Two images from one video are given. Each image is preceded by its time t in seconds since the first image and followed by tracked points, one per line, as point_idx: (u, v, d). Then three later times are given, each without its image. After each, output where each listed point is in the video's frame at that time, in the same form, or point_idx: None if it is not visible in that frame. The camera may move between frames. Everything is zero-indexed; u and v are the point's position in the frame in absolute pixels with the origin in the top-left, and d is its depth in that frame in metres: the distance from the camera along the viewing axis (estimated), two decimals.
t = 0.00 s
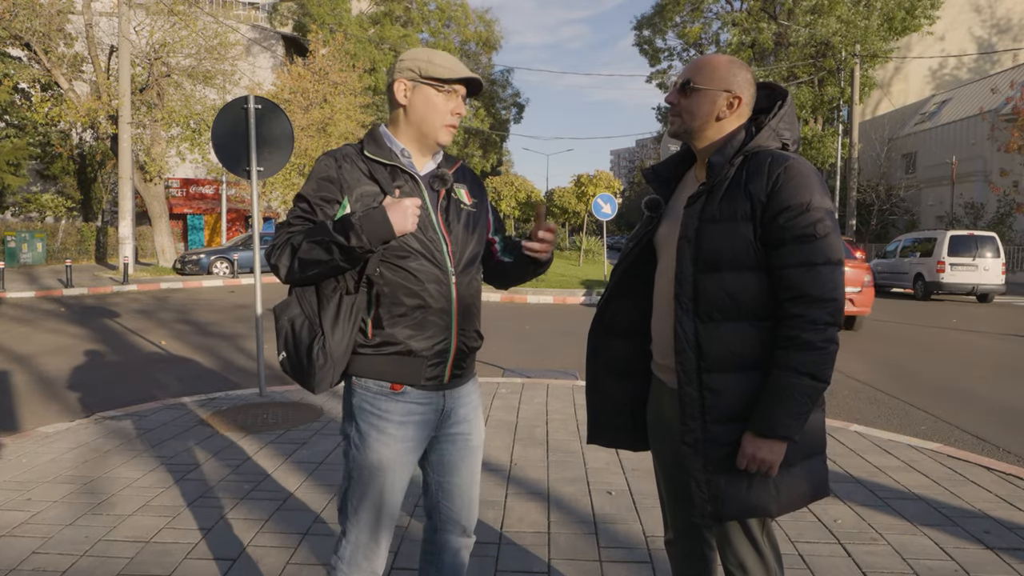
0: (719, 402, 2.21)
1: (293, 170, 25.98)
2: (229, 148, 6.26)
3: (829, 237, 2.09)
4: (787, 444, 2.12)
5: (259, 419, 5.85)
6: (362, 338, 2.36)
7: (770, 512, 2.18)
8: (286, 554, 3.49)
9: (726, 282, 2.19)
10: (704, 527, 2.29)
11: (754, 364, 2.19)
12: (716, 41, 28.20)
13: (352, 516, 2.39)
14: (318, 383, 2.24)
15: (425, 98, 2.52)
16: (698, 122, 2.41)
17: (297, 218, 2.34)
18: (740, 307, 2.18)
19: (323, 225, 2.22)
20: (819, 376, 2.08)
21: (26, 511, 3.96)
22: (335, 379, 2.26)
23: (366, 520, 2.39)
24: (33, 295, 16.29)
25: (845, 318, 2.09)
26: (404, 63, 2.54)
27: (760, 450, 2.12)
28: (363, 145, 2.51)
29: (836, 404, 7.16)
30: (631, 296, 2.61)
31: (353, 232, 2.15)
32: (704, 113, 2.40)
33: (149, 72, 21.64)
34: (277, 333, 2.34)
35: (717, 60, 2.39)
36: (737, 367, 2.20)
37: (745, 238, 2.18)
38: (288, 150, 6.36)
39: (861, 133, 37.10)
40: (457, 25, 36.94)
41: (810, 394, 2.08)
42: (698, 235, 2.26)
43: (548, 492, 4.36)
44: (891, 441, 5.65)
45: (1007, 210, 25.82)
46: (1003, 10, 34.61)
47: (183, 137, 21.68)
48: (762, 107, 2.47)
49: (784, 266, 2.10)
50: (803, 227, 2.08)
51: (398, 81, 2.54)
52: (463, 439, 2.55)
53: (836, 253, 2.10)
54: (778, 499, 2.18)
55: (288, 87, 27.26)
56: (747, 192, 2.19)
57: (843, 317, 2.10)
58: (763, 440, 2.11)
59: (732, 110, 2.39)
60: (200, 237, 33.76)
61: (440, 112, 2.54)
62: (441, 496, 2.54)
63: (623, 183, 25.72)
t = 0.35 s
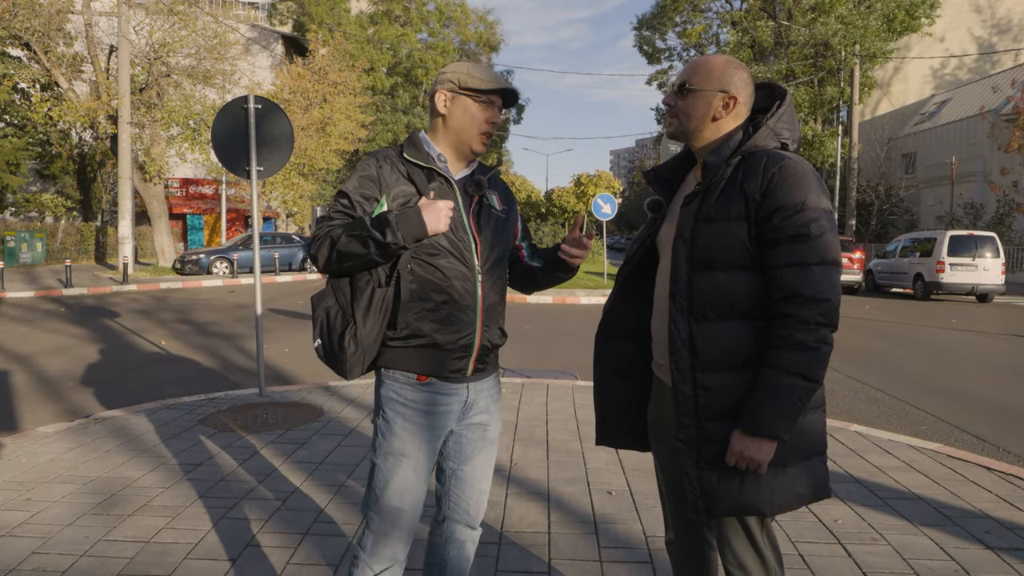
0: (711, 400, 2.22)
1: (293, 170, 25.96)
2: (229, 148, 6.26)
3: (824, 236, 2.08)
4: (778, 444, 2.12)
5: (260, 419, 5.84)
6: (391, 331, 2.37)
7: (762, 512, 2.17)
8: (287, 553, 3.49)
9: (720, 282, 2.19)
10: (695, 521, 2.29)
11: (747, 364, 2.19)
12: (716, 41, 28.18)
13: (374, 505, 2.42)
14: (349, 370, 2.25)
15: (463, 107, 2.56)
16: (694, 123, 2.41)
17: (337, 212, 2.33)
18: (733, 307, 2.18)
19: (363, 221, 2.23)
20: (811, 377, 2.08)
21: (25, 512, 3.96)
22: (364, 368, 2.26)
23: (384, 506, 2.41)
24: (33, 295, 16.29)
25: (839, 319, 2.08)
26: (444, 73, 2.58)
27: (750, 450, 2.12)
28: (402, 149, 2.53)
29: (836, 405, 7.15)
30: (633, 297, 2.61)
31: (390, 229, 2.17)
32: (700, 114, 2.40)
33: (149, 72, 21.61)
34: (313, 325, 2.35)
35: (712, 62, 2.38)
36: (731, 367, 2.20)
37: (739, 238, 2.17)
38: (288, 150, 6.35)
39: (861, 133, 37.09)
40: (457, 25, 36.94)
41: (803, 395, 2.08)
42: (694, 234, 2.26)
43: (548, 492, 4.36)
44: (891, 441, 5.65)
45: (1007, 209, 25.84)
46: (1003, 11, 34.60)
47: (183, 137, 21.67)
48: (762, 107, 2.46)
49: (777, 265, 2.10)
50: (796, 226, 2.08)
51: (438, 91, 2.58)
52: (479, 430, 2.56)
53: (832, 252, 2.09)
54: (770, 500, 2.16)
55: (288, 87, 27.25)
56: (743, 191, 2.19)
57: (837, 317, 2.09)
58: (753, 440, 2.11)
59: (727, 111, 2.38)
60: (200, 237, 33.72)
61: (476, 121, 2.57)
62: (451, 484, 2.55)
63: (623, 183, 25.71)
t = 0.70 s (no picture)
0: (707, 399, 2.23)
1: (292, 171, 25.96)
2: (228, 149, 6.26)
3: (818, 236, 2.09)
4: (776, 444, 2.12)
5: (258, 420, 5.83)
6: (388, 324, 2.39)
7: (758, 512, 2.19)
8: (285, 554, 3.48)
9: (713, 282, 2.20)
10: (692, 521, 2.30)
11: (743, 364, 2.20)
12: (715, 41, 28.19)
13: (367, 504, 2.43)
14: (344, 357, 2.27)
15: (462, 111, 2.59)
16: (688, 124, 2.42)
17: (349, 203, 2.36)
18: (727, 307, 2.19)
19: (372, 214, 2.26)
20: (806, 377, 2.08)
21: (24, 512, 3.97)
22: (359, 356, 2.28)
23: (375, 500, 2.42)
24: (32, 295, 16.29)
25: (834, 319, 2.09)
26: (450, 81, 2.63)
27: (748, 450, 2.12)
28: (419, 149, 2.57)
29: (835, 405, 7.15)
30: (633, 299, 2.61)
31: (399, 224, 2.19)
32: (693, 115, 2.40)
33: (148, 73, 21.58)
34: (314, 308, 2.37)
35: (707, 64, 2.39)
36: (727, 366, 2.20)
37: (733, 238, 2.18)
38: (287, 150, 6.36)
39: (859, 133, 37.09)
40: (456, 26, 36.93)
41: (798, 395, 2.09)
42: (688, 234, 2.26)
43: (547, 492, 4.36)
44: (889, 441, 5.65)
45: (1005, 209, 25.91)
46: (1002, 11, 34.63)
47: (182, 137, 21.67)
48: (759, 108, 2.46)
49: (769, 266, 2.11)
50: (790, 227, 2.09)
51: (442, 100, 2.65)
52: (469, 427, 2.58)
53: (825, 253, 2.10)
54: (765, 500, 2.17)
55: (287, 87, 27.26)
56: (736, 192, 2.19)
57: (832, 316, 2.10)
58: (751, 440, 2.12)
59: (721, 112, 2.38)
60: (199, 238, 33.71)
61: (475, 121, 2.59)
62: (440, 480, 2.56)
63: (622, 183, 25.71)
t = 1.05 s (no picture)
0: (707, 399, 2.23)
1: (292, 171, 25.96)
2: (228, 149, 6.26)
3: (817, 235, 2.09)
4: (775, 444, 2.12)
5: (259, 419, 5.83)
6: (373, 330, 2.38)
7: (759, 512, 2.18)
8: (284, 554, 3.49)
9: (714, 281, 2.20)
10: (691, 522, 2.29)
11: (743, 363, 2.20)
12: (715, 41, 28.16)
13: (361, 507, 2.43)
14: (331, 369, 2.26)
15: (461, 109, 2.57)
16: (690, 122, 2.42)
17: (326, 210, 2.34)
18: (728, 307, 2.19)
19: (350, 220, 2.24)
20: (805, 377, 2.08)
21: (24, 511, 3.96)
22: (346, 365, 2.27)
23: (368, 505, 2.42)
24: (32, 294, 16.31)
25: (832, 319, 2.09)
26: (439, 76, 2.59)
27: (748, 451, 2.12)
28: (395, 149, 2.55)
29: (835, 405, 7.15)
30: (638, 299, 2.60)
31: (376, 228, 2.18)
32: (695, 114, 2.40)
33: (148, 71, 21.57)
34: (298, 318, 2.37)
35: (710, 62, 2.39)
36: (725, 366, 2.21)
37: (733, 238, 2.18)
38: (287, 150, 6.36)
39: (859, 133, 37.10)
40: (457, 25, 36.90)
41: (797, 395, 2.08)
42: (688, 234, 2.26)
43: (547, 492, 4.36)
44: (889, 441, 5.65)
45: (1006, 210, 25.92)
46: (1003, 11, 34.61)
47: (182, 137, 21.66)
48: (760, 107, 2.46)
49: (768, 265, 2.11)
50: (789, 226, 2.09)
51: (431, 96, 2.59)
52: (463, 429, 2.58)
53: (824, 252, 2.10)
54: (764, 499, 2.17)
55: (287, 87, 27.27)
56: (735, 192, 2.19)
57: (831, 316, 2.09)
58: (750, 440, 2.12)
59: (724, 112, 2.38)
60: (199, 237, 33.71)
61: (474, 124, 2.59)
62: (435, 484, 2.57)
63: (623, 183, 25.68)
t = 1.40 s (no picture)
0: (709, 399, 2.22)
1: (292, 171, 25.96)
2: (226, 149, 6.26)
3: (822, 236, 2.09)
4: (780, 445, 2.12)
5: (257, 419, 5.83)
6: (361, 334, 2.35)
7: (762, 513, 2.18)
8: (283, 553, 3.49)
9: (718, 282, 2.20)
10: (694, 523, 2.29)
11: (747, 364, 2.20)
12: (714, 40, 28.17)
13: (351, 513, 2.42)
14: (315, 376, 2.22)
15: (433, 99, 2.57)
16: (692, 123, 2.41)
17: (302, 213, 2.32)
18: (730, 308, 2.19)
19: (330, 221, 2.22)
20: (810, 378, 2.08)
21: (21, 511, 3.96)
22: (332, 374, 2.25)
23: (363, 516, 2.41)
24: (31, 294, 16.30)
25: (839, 319, 2.08)
26: (404, 70, 2.59)
27: (755, 453, 2.12)
28: (367, 145, 2.53)
29: (834, 404, 7.15)
30: (636, 297, 2.60)
31: (361, 229, 2.18)
32: (697, 114, 2.40)
33: (147, 71, 21.54)
34: (275, 330, 2.30)
35: (710, 63, 2.38)
36: (728, 367, 2.20)
37: (736, 239, 2.18)
38: (286, 150, 6.36)
39: (858, 132, 37.10)
40: (456, 25, 36.89)
41: (803, 395, 2.08)
42: (690, 234, 2.26)
43: (545, 492, 4.36)
44: (888, 440, 5.65)
45: (1005, 209, 25.94)
46: (1002, 10, 34.65)
47: (182, 136, 21.63)
48: (760, 106, 2.46)
49: (773, 266, 2.11)
50: (794, 227, 2.08)
51: (396, 87, 2.59)
52: (454, 433, 2.59)
53: (829, 253, 2.09)
54: (767, 502, 2.17)
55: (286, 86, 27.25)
56: (740, 193, 2.19)
57: (837, 317, 2.09)
58: (757, 441, 2.11)
59: (725, 111, 2.38)
60: (199, 237, 33.69)
61: (445, 115, 2.60)
62: (429, 489, 2.58)
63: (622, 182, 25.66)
